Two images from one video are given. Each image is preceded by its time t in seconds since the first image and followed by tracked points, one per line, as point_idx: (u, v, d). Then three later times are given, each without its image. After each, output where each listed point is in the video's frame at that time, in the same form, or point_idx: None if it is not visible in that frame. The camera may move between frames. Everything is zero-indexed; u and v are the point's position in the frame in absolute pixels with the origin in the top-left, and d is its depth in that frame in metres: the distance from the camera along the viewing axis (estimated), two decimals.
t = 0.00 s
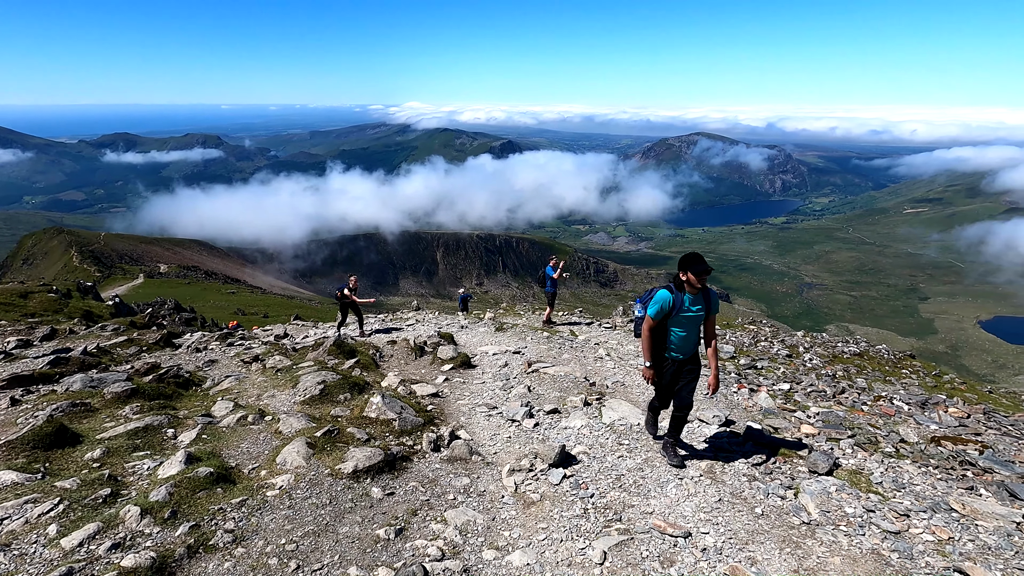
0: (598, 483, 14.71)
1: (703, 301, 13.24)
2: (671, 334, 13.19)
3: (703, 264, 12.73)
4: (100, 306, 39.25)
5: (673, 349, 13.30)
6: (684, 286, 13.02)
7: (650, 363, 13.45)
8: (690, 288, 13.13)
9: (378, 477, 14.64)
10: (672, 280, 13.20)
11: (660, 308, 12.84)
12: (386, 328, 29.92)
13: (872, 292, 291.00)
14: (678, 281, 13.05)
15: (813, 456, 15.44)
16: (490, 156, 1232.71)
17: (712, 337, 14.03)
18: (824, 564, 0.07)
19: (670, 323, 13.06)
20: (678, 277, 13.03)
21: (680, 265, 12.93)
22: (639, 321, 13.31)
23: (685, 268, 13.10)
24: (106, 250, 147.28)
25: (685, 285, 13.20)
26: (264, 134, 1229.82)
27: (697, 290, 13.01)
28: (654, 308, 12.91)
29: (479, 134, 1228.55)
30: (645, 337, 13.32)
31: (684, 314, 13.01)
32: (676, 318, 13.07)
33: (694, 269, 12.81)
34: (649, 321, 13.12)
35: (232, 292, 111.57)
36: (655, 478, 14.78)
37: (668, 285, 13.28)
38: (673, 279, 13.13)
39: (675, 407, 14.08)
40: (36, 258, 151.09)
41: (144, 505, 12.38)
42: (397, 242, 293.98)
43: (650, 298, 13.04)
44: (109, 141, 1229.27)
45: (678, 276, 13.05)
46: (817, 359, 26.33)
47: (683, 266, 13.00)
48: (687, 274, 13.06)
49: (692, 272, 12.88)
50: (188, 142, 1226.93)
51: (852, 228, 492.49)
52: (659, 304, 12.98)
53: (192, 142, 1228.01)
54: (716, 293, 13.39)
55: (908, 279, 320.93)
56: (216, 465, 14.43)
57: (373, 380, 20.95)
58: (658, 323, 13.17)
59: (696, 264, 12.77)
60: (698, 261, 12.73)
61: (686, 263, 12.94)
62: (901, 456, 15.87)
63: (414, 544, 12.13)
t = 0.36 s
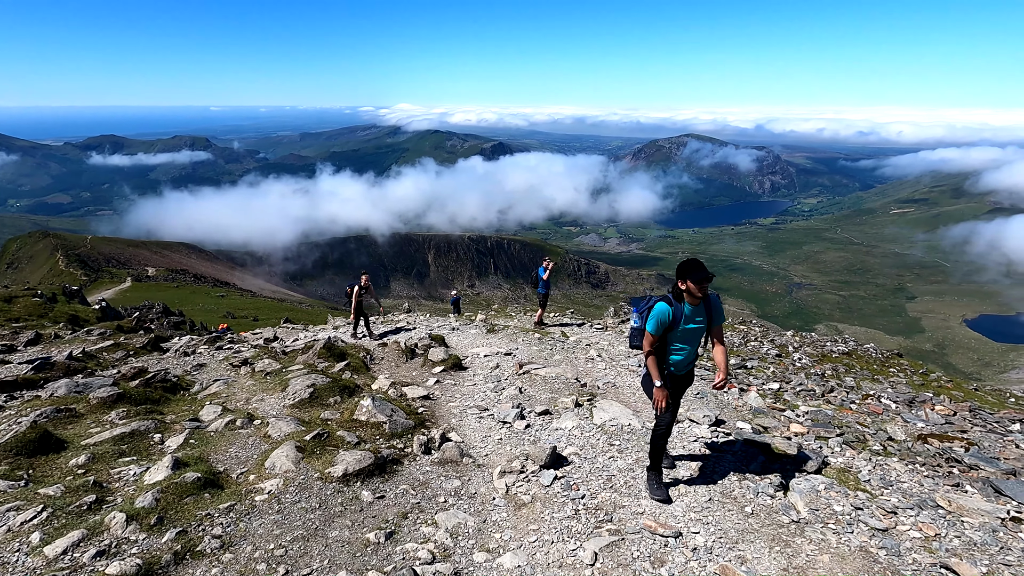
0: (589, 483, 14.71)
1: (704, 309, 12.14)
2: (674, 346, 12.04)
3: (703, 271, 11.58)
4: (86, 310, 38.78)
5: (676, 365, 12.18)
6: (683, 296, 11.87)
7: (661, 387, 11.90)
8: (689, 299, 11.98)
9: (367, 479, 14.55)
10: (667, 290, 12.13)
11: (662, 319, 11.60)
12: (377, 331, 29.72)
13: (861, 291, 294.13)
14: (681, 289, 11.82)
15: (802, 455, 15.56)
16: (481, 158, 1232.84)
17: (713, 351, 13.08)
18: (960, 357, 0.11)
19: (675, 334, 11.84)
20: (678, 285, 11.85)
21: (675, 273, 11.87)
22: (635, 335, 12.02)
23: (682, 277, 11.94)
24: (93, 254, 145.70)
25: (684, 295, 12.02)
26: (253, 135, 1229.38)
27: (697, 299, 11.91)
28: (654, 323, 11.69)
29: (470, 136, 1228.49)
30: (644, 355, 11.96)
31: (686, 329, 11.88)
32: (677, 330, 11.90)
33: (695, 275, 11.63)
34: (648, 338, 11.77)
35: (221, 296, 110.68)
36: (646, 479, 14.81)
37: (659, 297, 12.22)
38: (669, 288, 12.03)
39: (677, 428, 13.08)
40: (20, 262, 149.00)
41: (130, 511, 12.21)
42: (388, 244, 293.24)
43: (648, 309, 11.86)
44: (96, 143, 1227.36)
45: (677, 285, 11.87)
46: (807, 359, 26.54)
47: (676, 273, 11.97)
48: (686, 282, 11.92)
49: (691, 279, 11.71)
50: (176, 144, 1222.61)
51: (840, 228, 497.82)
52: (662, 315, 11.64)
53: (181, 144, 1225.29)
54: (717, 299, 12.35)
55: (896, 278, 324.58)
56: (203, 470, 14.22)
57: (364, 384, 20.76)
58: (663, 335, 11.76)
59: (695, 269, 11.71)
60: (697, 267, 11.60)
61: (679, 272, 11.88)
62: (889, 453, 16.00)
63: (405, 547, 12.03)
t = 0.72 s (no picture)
0: (580, 484, 14.75)
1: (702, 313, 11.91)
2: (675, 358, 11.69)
3: (706, 273, 11.35)
4: (72, 314, 38.24)
5: (673, 378, 11.91)
6: (680, 301, 11.63)
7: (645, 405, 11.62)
8: (690, 304, 11.61)
9: (359, 482, 14.51)
10: (666, 296, 11.78)
11: (659, 330, 11.19)
12: (370, 333, 29.73)
13: (849, 291, 296.95)
14: (681, 297, 11.51)
15: (791, 454, 15.64)
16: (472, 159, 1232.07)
17: (708, 361, 12.89)
18: None
19: (675, 344, 11.49)
20: (676, 291, 11.55)
21: (673, 276, 11.56)
22: (630, 345, 11.53)
23: (682, 280, 11.60)
24: (79, 257, 144.17)
25: (684, 298, 11.68)
26: (242, 137, 1229.94)
27: (699, 305, 11.60)
28: (651, 335, 11.20)
29: (461, 138, 1228.68)
30: (640, 368, 11.56)
31: (684, 337, 11.55)
32: (678, 339, 11.52)
33: (699, 279, 11.26)
34: (644, 350, 11.34)
35: (211, 299, 109.78)
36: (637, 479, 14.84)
37: (655, 302, 11.91)
38: (665, 293, 11.71)
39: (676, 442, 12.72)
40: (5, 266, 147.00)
41: (116, 517, 12.09)
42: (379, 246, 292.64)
43: (649, 319, 11.32)
44: (83, 145, 1223.79)
45: (677, 291, 11.55)
46: (796, 358, 26.74)
47: (673, 277, 11.66)
48: (685, 285, 11.61)
49: (693, 283, 11.43)
50: (163, 146, 1218.12)
51: (828, 228, 502.97)
52: (659, 325, 11.27)
53: (169, 146, 1223.83)
54: (718, 304, 12.11)
55: (883, 278, 327.96)
56: (192, 475, 14.12)
57: (355, 387, 20.66)
58: (660, 347, 11.37)
59: (695, 273, 11.42)
60: (696, 269, 11.35)
61: (676, 276, 11.64)
62: (876, 451, 16.17)
63: (395, 551, 11.97)
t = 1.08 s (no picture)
0: (571, 484, 14.73)
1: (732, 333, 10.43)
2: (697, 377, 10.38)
3: (748, 295, 9.84)
4: (57, 318, 37.78)
5: (686, 403, 10.67)
6: (715, 320, 10.01)
7: (667, 433, 10.18)
8: (723, 322, 10.09)
9: (348, 485, 14.45)
10: (698, 311, 10.20)
11: (691, 351, 9.63)
12: (360, 334, 29.55)
13: (837, 289, 300.14)
14: (715, 317, 9.93)
15: (779, 452, 15.76)
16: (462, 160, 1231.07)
17: (728, 387, 11.56)
18: None
19: (700, 367, 10.15)
20: (712, 309, 9.92)
21: (706, 291, 9.96)
22: (645, 368, 9.98)
23: (718, 298, 9.95)
24: (65, 260, 142.44)
25: (719, 317, 10.06)
26: (230, 138, 1228.75)
27: (733, 325, 10.09)
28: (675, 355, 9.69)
29: (451, 138, 1228.43)
30: (659, 393, 10.01)
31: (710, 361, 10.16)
32: (703, 363, 10.15)
33: (740, 296, 9.78)
34: (665, 372, 9.81)
35: (199, 301, 108.87)
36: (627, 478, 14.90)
37: (682, 316, 10.39)
38: (695, 307, 10.18)
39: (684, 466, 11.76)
40: None
41: (101, 523, 11.91)
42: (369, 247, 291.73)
43: (678, 337, 9.74)
44: (67, 147, 1211.29)
45: (711, 309, 9.94)
46: (785, 356, 26.94)
47: (705, 289, 10.11)
48: (727, 302, 9.97)
49: (734, 302, 9.86)
50: (149, 147, 1206.80)
51: (816, 228, 508.27)
52: (691, 346, 9.67)
53: (155, 148, 1212.11)
54: (747, 325, 10.72)
55: (870, 276, 331.92)
56: (179, 479, 14.00)
57: (345, 389, 20.58)
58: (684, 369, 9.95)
59: (738, 291, 9.88)
60: (737, 285, 9.86)
61: (709, 290, 10.01)
62: (864, 448, 16.31)
63: (385, 552, 11.97)
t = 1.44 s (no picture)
0: (562, 485, 14.75)
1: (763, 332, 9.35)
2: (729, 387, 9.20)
3: (785, 287, 8.76)
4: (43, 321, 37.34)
5: (717, 409, 9.48)
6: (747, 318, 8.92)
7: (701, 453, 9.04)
8: (758, 320, 9.02)
9: (339, 487, 14.37)
10: (728, 308, 9.15)
11: (722, 353, 8.44)
12: (351, 336, 29.37)
13: (826, 288, 302.15)
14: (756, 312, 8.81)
15: (769, 450, 15.89)
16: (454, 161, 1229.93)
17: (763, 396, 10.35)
18: None
19: (733, 371, 9.01)
20: (746, 304, 8.82)
21: (738, 280, 8.87)
22: (667, 375, 8.82)
23: (747, 293, 8.89)
24: (51, 263, 140.59)
25: (751, 316, 8.98)
26: (219, 140, 1225.29)
27: (765, 322, 8.99)
28: (710, 361, 8.48)
29: (443, 139, 1228.38)
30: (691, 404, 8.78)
31: (742, 365, 9.08)
32: (734, 366, 9.06)
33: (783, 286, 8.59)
34: (697, 379, 8.60)
35: (188, 304, 107.95)
36: (618, 478, 14.95)
37: (710, 314, 9.34)
38: (725, 305, 9.12)
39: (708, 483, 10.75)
40: None
41: (87, 529, 11.76)
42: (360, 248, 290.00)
43: (708, 336, 8.55)
44: (52, 149, 1199.52)
45: (743, 303, 8.91)
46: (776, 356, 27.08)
47: (741, 280, 8.89)
48: (759, 297, 8.91)
49: (770, 295, 8.76)
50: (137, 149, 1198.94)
51: (805, 228, 512.30)
52: (725, 345, 8.56)
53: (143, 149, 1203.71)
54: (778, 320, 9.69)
55: (858, 275, 334.99)
56: (166, 484, 13.85)
57: (335, 391, 20.47)
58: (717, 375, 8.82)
59: (777, 283, 8.75)
60: (778, 278, 8.68)
61: (741, 281, 8.91)
62: (851, 446, 16.48)
63: (376, 555, 11.87)
